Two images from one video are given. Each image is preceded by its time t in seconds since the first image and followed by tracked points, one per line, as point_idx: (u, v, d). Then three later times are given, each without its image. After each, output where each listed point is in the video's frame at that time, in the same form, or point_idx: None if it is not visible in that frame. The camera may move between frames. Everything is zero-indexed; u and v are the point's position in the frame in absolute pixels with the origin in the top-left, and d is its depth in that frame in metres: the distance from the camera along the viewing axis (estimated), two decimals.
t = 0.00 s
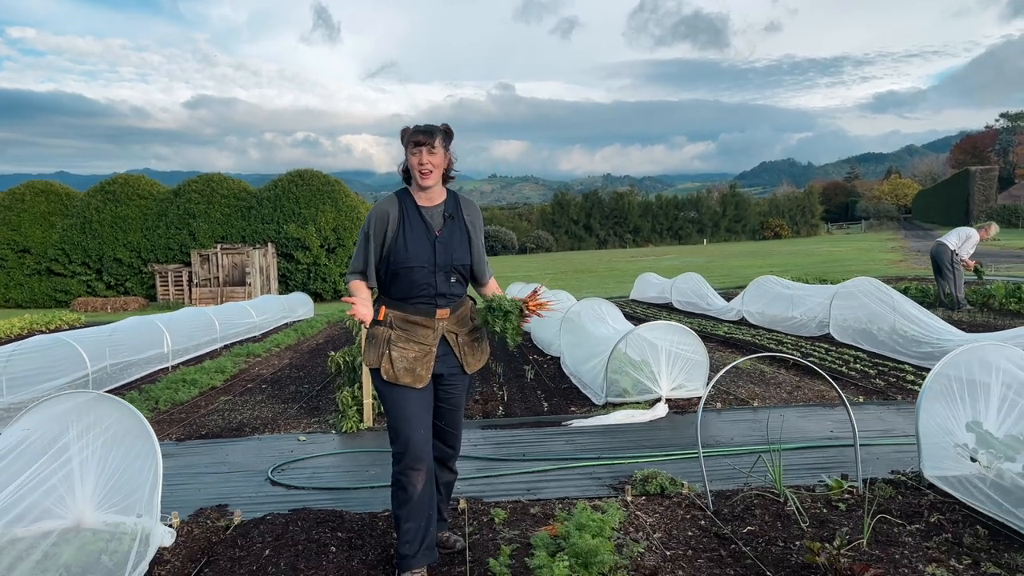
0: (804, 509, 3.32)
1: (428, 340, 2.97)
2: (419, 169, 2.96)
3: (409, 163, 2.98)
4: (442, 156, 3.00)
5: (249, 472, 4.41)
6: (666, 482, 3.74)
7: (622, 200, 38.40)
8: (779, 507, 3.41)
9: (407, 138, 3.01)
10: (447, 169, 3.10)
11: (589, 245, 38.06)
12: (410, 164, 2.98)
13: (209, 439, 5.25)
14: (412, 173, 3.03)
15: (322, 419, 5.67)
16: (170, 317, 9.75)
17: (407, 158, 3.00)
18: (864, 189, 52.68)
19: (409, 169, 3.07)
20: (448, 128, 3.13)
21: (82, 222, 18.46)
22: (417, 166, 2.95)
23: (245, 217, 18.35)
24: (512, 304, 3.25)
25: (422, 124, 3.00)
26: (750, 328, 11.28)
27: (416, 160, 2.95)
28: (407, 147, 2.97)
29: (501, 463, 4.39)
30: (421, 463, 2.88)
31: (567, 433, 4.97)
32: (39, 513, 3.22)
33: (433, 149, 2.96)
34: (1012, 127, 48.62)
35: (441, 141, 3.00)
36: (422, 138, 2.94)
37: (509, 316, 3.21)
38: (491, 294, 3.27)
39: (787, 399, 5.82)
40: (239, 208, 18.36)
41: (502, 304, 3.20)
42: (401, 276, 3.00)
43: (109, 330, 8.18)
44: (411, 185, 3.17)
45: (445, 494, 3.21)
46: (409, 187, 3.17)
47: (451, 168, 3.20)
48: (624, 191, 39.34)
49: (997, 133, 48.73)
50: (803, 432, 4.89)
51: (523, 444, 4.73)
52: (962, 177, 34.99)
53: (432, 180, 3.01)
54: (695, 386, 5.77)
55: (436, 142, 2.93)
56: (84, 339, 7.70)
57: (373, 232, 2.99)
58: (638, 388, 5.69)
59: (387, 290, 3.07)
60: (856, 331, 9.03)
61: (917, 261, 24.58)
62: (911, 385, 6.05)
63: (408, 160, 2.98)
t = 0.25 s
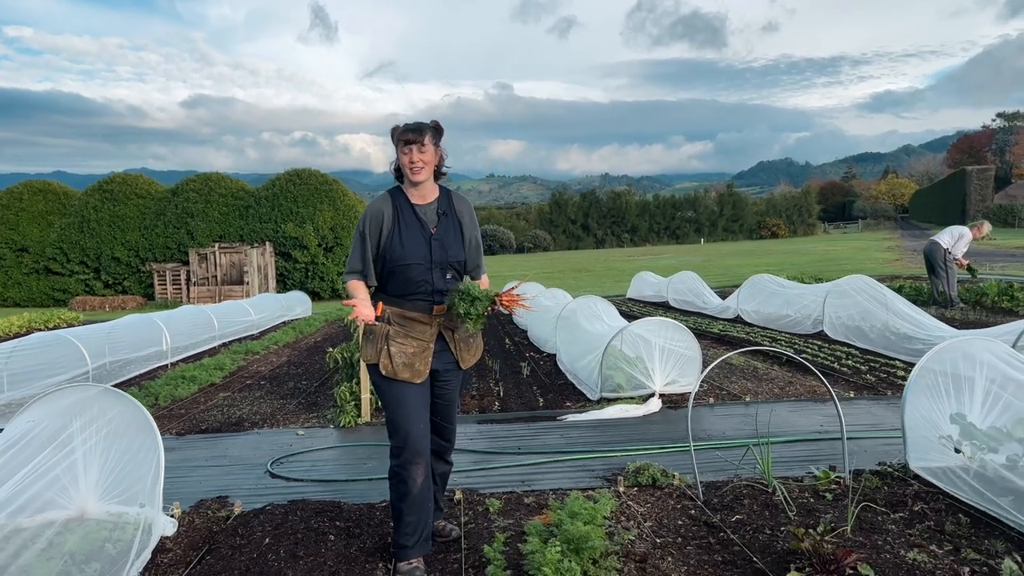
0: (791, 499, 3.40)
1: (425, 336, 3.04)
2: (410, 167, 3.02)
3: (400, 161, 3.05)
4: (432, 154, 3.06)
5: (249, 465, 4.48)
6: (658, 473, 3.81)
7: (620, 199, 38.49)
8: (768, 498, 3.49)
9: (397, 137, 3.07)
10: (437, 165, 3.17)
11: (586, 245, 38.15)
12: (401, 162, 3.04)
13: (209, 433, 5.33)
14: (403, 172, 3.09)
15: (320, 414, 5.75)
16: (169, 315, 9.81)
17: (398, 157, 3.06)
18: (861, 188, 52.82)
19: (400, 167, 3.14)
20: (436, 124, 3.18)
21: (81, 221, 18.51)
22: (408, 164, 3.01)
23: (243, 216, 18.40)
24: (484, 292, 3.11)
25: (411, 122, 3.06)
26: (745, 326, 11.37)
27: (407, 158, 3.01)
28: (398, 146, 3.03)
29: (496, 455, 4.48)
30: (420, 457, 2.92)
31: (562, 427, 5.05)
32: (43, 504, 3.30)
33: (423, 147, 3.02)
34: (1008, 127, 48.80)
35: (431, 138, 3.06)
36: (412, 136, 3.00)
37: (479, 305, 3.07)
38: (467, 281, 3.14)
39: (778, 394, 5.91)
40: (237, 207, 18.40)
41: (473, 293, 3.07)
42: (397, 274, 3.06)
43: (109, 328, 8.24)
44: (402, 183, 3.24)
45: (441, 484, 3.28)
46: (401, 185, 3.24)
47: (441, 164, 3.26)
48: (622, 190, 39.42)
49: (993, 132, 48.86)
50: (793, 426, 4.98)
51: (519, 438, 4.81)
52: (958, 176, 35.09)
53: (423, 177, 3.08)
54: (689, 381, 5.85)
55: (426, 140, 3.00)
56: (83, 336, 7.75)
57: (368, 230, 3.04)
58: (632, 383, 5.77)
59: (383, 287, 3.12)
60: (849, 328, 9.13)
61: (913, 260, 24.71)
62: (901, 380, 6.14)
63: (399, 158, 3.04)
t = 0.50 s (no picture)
0: (781, 487, 3.48)
1: (422, 326, 3.07)
2: (402, 157, 3.06)
3: (392, 151, 3.09)
4: (423, 144, 3.09)
5: (250, 457, 4.55)
6: (650, 464, 3.89)
7: (617, 198, 38.57)
8: (758, 486, 3.58)
9: (388, 127, 3.10)
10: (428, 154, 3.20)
11: (583, 244, 38.23)
12: (392, 152, 3.08)
13: (209, 427, 5.39)
14: (394, 161, 3.13)
15: (319, 408, 5.82)
16: (168, 312, 9.86)
17: (389, 147, 3.10)
18: (858, 187, 52.96)
19: (392, 156, 3.17)
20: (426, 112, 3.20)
21: (78, 220, 18.54)
22: (399, 154, 3.05)
23: (241, 215, 18.43)
24: (461, 265, 3.07)
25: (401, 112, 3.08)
26: (741, 323, 11.45)
27: (399, 148, 3.04)
28: (389, 136, 3.05)
29: (492, 447, 4.55)
30: (416, 448, 2.97)
31: (558, 420, 5.12)
32: (46, 493, 3.33)
33: (414, 137, 3.05)
34: (1004, 126, 48.96)
35: (422, 127, 3.09)
36: (403, 127, 3.03)
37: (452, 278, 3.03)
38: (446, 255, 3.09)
39: (771, 389, 6.00)
40: (235, 206, 18.41)
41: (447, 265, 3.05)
42: (392, 263, 3.11)
43: (108, 324, 8.27)
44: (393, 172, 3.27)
45: (439, 470, 3.35)
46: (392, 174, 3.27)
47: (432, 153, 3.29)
48: (619, 190, 39.50)
49: (990, 132, 49.00)
50: (785, 418, 5.06)
51: (515, 431, 4.89)
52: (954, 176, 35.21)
53: (415, 166, 3.12)
54: (683, 376, 5.94)
55: (417, 130, 3.02)
56: (83, 332, 7.81)
57: (362, 220, 3.08)
58: (627, 377, 5.85)
59: (378, 276, 3.16)
60: (843, 325, 9.22)
61: (908, 259, 24.83)
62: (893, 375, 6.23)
63: (390, 147, 3.07)
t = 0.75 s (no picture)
0: (770, 474, 3.57)
1: (416, 313, 3.12)
2: (394, 145, 3.08)
3: (384, 138, 3.10)
4: (416, 131, 3.11)
5: (251, 448, 4.63)
6: (644, 453, 3.98)
7: (614, 198, 38.67)
8: (749, 473, 3.67)
9: (380, 114, 3.11)
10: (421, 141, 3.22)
11: (581, 243, 38.32)
12: (385, 140, 3.09)
13: (210, 420, 5.47)
14: (386, 149, 3.15)
15: (319, 402, 5.90)
16: (167, 309, 9.92)
17: (382, 134, 3.11)
18: (855, 187, 53.14)
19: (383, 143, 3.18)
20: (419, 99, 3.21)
21: (76, 218, 18.57)
22: (391, 142, 3.07)
23: (238, 213, 18.47)
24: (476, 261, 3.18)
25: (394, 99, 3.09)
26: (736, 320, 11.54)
27: (391, 136, 3.05)
28: (381, 123, 3.07)
29: (490, 438, 4.64)
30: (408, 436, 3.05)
31: (554, 413, 5.21)
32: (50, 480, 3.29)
33: (407, 124, 3.06)
34: (1000, 126, 49.17)
35: (414, 114, 3.10)
36: (396, 114, 3.04)
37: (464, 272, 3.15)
38: (457, 253, 3.20)
39: (764, 382, 6.09)
40: (232, 205, 18.46)
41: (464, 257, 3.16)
42: (386, 249, 3.13)
43: (108, 321, 8.34)
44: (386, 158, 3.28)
45: (438, 457, 3.40)
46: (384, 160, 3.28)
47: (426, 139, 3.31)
48: (616, 189, 39.60)
49: (986, 132, 49.18)
50: (777, 411, 5.15)
51: (512, 423, 4.97)
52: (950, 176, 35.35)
53: (408, 154, 3.14)
54: (677, 370, 6.02)
55: (410, 118, 3.03)
56: (84, 328, 7.87)
57: (354, 206, 3.10)
58: (622, 371, 5.93)
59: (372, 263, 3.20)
60: (836, 322, 9.32)
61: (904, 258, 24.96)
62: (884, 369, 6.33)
63: (383, 135, 3.09)
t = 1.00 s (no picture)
0: (760, 463, 3.67)
1: (409, 305, 3.17)
2: (390, 142, 3.14)
3: (380, 135, 3.16)
4: (412, 128, 3.17)
5: (253, 440, 4.72)
6: (638, 444, 4.08)
7: (611, 198, 38.79)
8: (739, 463, 3.76)
9: (377, 109, 3.16)
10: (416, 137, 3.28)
11: (577, 243, 38.43)
12: (381, 136, 3.16)
13: (211, 414, 5.55)
14: (382, 145, 3.21)
15: (318, 396, 5.98)
16: (166, 307, 9.98)
17: (378, 130, 3.17)
18: (851, 187, 53.28)
19: (379, 137, 3.24)
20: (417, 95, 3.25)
21: (74, 218, 18.62)
22: (388, 138, 3.13)
23: (236, 213, 18.52)
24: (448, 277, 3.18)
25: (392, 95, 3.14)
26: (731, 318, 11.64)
27: (388, 132, 3.12)
28: (378, 119, 3.12)
29: (487, 431, 4.73)
30: (403, 427, 3.12)
31: (549, 407, 5.30)
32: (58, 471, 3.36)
33: (403, 121, 3.12)
34: (996, 127, 49.33)
35: (411, 110, 3.16)
36: (393, 111, 3.09)
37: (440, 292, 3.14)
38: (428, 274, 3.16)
39: (758, 377, 6.19)
40: (230, 204, 18.51)
41: (430, 280, 3.14)
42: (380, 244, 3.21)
43: (108, 318, 8.41)
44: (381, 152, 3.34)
45: (439, 449, 3.45)
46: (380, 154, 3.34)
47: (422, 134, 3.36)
48: (613, 190, 39.71)
49: (981, 133, 49.41)
50: (769, 404, 5.26)
51: (508, 416, 5.07)
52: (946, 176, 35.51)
53: (403, 150, 3.20)
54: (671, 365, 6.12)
55: (407, 116, 3.09)
56: (84, 326, 7.95)
57: (349, 201, 3.16)
58: (617, 366, 6.03)
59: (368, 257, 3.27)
60: (830, 319, 9.42)
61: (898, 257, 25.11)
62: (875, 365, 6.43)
63: (379, 130, 3.15)
